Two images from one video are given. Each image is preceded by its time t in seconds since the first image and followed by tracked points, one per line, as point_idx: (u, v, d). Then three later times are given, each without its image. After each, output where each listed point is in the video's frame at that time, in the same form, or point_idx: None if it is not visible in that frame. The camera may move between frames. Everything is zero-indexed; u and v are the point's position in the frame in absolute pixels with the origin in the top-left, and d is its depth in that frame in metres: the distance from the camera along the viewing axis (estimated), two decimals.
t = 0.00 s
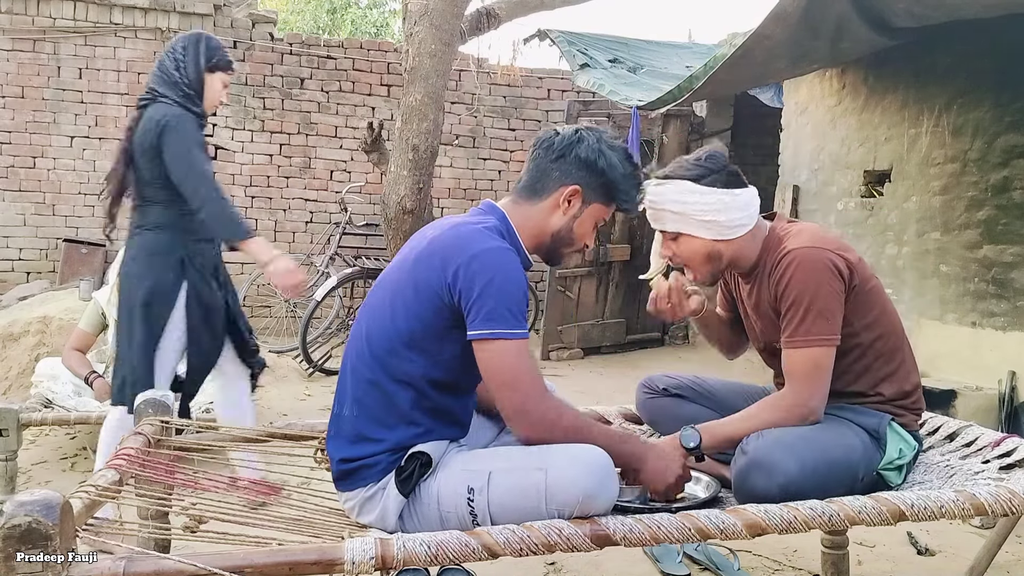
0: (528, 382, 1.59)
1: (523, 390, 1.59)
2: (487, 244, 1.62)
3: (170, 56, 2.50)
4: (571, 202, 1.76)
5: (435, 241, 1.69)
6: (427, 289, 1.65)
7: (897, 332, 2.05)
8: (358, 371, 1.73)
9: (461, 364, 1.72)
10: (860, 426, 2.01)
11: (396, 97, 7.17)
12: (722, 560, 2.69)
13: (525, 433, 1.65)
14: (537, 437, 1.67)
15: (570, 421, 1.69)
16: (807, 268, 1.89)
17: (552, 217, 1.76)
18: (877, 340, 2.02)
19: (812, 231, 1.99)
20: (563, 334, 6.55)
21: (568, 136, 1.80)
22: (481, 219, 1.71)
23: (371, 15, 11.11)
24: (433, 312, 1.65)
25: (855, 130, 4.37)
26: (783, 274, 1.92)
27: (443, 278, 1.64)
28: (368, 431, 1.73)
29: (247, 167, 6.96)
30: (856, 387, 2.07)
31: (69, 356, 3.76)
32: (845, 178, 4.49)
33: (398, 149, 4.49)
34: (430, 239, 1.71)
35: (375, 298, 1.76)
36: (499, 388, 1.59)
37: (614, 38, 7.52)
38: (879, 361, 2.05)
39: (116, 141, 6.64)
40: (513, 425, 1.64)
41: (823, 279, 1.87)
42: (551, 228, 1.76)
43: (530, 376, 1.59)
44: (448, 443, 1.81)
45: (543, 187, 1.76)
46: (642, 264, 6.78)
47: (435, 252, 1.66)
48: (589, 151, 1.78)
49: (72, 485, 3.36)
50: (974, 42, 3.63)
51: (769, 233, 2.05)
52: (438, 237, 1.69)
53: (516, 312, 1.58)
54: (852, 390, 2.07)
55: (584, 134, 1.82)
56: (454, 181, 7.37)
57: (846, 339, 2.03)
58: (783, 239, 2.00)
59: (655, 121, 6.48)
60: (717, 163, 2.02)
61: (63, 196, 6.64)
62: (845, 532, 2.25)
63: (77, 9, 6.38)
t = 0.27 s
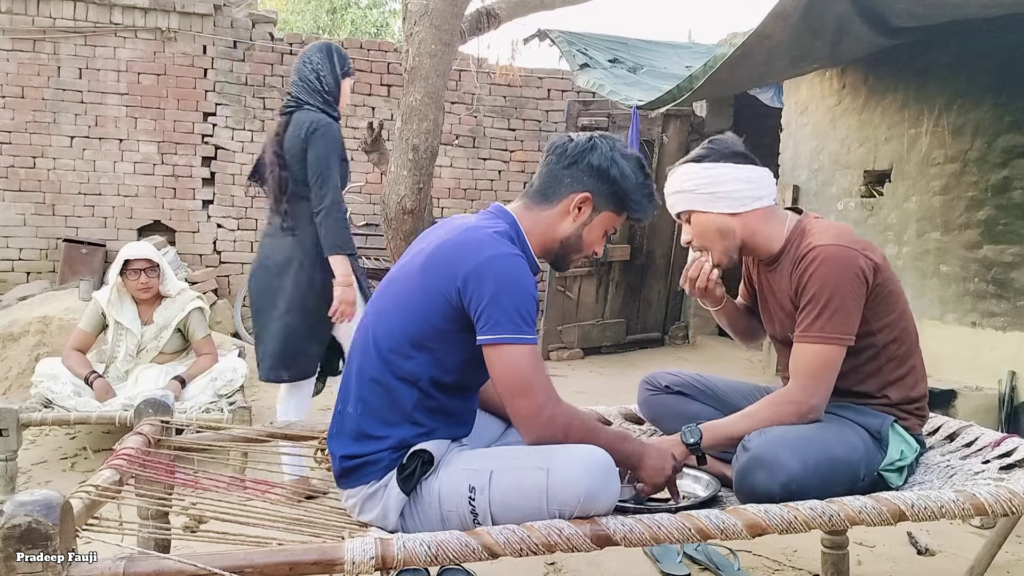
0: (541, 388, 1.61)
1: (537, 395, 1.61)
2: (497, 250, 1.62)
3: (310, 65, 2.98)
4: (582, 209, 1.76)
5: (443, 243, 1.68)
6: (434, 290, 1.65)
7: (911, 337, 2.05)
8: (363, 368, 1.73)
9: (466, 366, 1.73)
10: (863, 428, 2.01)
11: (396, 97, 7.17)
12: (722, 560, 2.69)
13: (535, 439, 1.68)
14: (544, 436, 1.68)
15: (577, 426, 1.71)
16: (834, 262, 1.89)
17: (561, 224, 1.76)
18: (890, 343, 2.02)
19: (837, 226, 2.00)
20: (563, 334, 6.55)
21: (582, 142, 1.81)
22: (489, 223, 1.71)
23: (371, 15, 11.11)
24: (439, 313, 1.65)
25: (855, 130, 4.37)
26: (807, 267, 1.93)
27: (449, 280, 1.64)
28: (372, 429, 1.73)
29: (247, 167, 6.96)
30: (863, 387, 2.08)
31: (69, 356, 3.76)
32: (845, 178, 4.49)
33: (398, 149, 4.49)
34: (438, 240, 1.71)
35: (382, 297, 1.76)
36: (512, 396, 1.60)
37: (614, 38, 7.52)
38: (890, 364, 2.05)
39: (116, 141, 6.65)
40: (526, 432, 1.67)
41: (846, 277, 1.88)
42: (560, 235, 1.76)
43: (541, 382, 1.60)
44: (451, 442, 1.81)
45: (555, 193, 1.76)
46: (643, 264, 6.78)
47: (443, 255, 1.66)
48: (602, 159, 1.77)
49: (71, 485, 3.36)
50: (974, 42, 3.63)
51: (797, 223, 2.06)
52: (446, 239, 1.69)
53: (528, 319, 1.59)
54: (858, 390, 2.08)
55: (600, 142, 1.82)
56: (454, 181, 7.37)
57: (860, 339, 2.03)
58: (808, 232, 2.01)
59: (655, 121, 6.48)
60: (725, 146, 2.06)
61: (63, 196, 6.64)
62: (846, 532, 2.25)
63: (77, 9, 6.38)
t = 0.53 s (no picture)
0: (531, 394, 1.60)
1: (530, 397, 1.60)
2: (488, 251, 1.61)
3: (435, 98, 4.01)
4: (572, 204, 1.76)
5: (435, 244, 1.68)
6: (428, 292, 1.65)
7: (913, 330, 2.05)
8: (358, 370, 1.73)
9: (460, 365, 1.73)
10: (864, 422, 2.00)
11: (396, 97, 7.17)
12: (722, 560, 2.69)
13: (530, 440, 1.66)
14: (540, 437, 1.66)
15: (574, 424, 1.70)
16: (839, 246, 1.91)
17: (553, 219, 1.76)
18: (892, 333, 2.03)
19: (841, 217, 2.02)
20: (563, 334, 6.55)
21: (570, 137, 1.81)
22: (480, 222, 1.71)
23: (371, 15, 11.11)
24: (433, 314, 1.65)
25: (855, 130, 4.37)
26: (814, 256, 1.94)
27: (443, 281, 1.64)
28: (368, 431, 1.73)
29: (247, 167, 6.96)
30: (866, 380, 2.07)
31: (69, 356, 3.75)
32: (845, 178, 4.49)
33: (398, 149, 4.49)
34: (431, 241, 1.71)
35: (374, 299, 1.75)
36: (505, 397, 1.60)
37: (614, 38, 7.52)
38: (894, 356, 2.05)
39: (116, 141, 6.65)
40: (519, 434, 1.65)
41: (852, 256, 1.89)
42: (552, 230, 1.76)
43: (532, 383, 1.60)
44: (448, 443, 1.81)
45: (546, 188, 1.76)
46: (643, 264, 6.78)
47: (435, 256, 1.66)
48: (591, 152, 1.78)
49: (72, 485, 3.36)
50: (974, 42, 3.63)
51: (801, 216, 2.08)
52: (438, 239, 1.69)
53: (521, 319, 1.60)
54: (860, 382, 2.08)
55: (588, 136, 1.82)
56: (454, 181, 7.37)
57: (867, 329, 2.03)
58: (810, 224, 2.03)
59: (655, 121, 6.49)
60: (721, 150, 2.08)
61: (62, 196, 6.64)
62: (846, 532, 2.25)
63: (77, 9, 6.38)
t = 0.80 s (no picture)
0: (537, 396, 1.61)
1: (532, 398, 1.60)
2: (493, 252, 1.61)
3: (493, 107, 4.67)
4: (575, 203, 1.76)
5: (439, 243, 1.68)
6: (431, 292, 1.65)
7: (912, 326, 2.06)
8: (360, 370, 1.73)
9: (461, 366, 1.73)
10: (864, 420, 2.00)
11: (396, 97, 7.17)
12: (722, 560, 2.69)
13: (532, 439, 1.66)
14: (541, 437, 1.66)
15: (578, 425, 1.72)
16: (833, 242, 1.92)
17: (555, 218, 1.76)
18: (891, 328, 2.03)
19: (838, 216, 2.03)
20: (563, 334, 6.55)
21: (572, 137, 1.81)
22: (485, 222, 1.71)
23: (371, 15, 11.10)
24: (435, 314, 1.65)
25: (855, 131, 4.37)
26: (810, 254, 1.95)
27: (445, 281, 1.64)
28: (369, 430, 1.73)
29: (247, 167, 6.96)
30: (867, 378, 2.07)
31: (69, 356, 3.75)
32: (845, 178, 4.49)
33: (398, 149, 4.49)
34: (434, 241, 1.71)
35: (377, 297, 1.75)
36: (509, 398, 1.59)
37: (614, 38, 7.52)
38: (894, 351, 2.05)
39: (116, 141, 6.65)
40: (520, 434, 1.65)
41: (847, 250, 1.91)
42: (553, 229, 1.76)
43: (535, 385, 1.60)
44: (449, 443, 1.81)
45: (548, 188, 1.76)
46: (643, 264, 6.78)
47: (439, 256, 1.66)
48: (593, 153, 1.78)
49: (72, 485, 3.36)
50: (974, 42, 3.62)
51: (796, 216, 2.08)
52: (441, 239, 1.69)
53: (524, 320, 1.60)
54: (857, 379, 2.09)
55: (590, 138, 1.82)
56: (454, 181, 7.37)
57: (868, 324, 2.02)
58: (803, 224, 2.04)
59: (655, 121, 6.49)
60: (712, 160, 2.08)
61: (62, 196, 6.64)
62: (846, 532, 2.25)
63: (77, 9, 6.38)
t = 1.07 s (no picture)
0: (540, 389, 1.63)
1: (536, 390, 1.62)
2: (494, 247, 1.62)
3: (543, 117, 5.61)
4: (574, 204, 1.76)
5: (441, 239, 1.69)
6: (432, 286, 1.66)
7: (914, 327, 2.06)
8: (361, 365, 1.73)
9: (462, 361, 1.73)
10: (864, 420, 2.00)
11: (396, 97, 7.17)
12: (722, 560, 2.69)
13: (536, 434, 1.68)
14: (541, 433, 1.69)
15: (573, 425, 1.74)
16: (843, 241, 1.93)
17: (555, 218, 1.75)
18: (894, 329, 2.03)
19: (844, 216, 2.04)
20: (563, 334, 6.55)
21: (571, 142, 1.82)
22: (486, 220, 1.72)
23: (371, 15, 11.10)
24: (438, 309, 1.65)
25: (855, 131, 4.37)
26: (819, 251, 1.96)
27: (448, 276, 1.64)
28: (370, 426, 1.73)
29: (247, 167, 6.96)
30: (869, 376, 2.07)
31: (69, 356, 3.75)
32: (845, 178, 4.50)
33: (398, 149, 4.49)
34: (436, 237, 1.72)
35: (378, 294, 1.76)
36: (512, 391, 1.61)
37: (614, 38, 7.53)
38: (897, 352, 2.05)
39: (116, 141, 6.65)
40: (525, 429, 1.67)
41: (856, 250, 1.91)
42: (553, 229, 1.76)
43: (539, 378, 1.62)
44: (449, 441, 1.80)
45: (547, 189, 1.76)
46: (643, 264, 6.79)
47: (441, 251, 1.67)
48: (593, 156, 1.80)
49: (72, 485, 3.36)
50: (973, 42, 3.63)
51: (803, 215, 2.09)
52: (443, 235, 1.69)
53: (525, 314, 1.60)
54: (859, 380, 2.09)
55: (587, 141, 1.84)
56: (453, 181, 7.37)
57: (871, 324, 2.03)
58: (814, 220, 2.04)
59: (655, 121, 6.50)
60: (732, 150, 2.08)
61: (62, 196, 6.64)
62: (846, 532, 2.25)
63: (77, 9, 6.38)
